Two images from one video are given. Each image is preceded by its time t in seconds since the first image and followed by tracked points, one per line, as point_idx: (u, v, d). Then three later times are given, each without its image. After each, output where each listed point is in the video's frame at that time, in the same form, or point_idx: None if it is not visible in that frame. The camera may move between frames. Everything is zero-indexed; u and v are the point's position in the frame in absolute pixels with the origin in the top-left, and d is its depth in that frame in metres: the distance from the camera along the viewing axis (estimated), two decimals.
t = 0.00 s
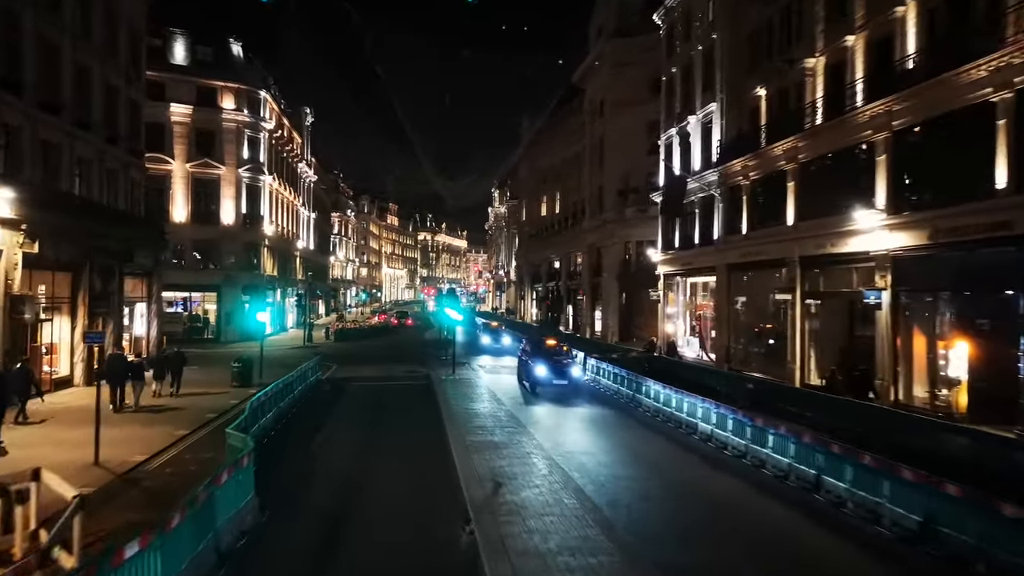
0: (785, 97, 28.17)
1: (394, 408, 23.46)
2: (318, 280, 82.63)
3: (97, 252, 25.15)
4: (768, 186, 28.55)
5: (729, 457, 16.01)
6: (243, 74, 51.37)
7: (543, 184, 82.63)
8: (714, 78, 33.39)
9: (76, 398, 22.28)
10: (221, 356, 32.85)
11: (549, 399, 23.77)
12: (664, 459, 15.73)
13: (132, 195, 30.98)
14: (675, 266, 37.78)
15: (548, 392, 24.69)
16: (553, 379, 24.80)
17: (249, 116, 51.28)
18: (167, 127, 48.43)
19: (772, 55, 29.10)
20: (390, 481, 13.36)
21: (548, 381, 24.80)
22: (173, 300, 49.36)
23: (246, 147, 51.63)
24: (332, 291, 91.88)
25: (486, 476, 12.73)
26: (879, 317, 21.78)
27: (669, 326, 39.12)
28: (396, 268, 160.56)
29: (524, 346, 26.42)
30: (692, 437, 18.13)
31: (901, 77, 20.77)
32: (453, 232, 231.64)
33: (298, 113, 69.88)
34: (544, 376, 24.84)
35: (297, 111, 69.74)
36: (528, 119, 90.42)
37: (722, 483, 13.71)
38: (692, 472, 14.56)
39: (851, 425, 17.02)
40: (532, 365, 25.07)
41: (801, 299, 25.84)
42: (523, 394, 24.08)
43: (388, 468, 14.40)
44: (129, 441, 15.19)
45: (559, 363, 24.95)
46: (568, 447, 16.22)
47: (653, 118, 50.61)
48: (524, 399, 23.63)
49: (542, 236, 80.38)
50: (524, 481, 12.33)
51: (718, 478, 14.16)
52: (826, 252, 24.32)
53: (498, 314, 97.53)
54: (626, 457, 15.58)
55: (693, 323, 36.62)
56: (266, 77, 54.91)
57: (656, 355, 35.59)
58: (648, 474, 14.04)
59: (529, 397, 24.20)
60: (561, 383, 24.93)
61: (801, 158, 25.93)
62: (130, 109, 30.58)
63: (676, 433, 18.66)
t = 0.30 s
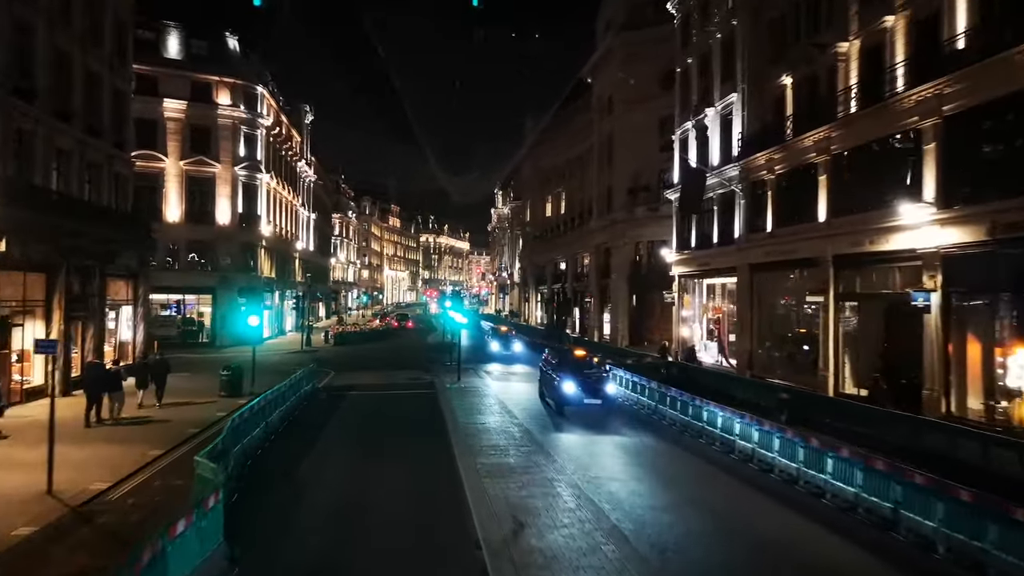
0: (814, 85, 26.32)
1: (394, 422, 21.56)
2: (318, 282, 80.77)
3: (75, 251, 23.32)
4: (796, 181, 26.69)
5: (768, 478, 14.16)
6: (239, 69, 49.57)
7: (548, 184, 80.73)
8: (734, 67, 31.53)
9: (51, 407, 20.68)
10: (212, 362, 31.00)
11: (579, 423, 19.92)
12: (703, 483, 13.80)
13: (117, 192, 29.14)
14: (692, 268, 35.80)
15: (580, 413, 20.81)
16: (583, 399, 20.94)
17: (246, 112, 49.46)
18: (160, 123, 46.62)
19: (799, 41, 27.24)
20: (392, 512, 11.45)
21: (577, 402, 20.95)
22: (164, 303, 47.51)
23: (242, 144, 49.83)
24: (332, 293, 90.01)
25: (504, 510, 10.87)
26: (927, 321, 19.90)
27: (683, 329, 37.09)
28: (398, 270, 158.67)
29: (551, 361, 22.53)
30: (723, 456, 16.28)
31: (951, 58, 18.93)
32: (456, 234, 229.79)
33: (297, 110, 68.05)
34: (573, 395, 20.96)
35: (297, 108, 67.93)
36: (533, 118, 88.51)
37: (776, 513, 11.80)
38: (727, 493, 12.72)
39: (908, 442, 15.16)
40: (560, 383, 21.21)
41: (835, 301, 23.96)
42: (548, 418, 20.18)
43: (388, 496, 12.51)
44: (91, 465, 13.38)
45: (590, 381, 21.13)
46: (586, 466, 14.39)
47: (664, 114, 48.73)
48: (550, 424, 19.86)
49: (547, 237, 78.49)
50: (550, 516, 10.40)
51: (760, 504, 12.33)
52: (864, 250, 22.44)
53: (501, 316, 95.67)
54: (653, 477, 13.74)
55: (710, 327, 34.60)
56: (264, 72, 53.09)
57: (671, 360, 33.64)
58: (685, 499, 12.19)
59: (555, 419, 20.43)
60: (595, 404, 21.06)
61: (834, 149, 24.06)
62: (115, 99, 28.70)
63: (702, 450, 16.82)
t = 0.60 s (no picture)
0: (846, 69, 24.42)
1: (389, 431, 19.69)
2: (315, 280, 78.79)
3: (45, 245, 21.40)
4: (825, 172, 24.80)
5: (810, 500, 12.38)
6: (232, 57, 47.60)
7: (551, 180, 78.74)
8: (756, 52, 29.62)
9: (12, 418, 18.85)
10: (198, 365, 29.07)
11: (621, 454, 15.44)
12: (749, 510, 11.79)
13: (96, 182, 27.19)
14: (707, 266, 33.91)
15: (620, 442, 16.39)
16: (625, 424, 16.54)
17: (239, 102, 47.50)
18: (149, 113, 44.72)
19: (829, 21, 25.33)
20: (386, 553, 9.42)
21: (617, 427, 16.49)
22: (149, 300, 45.55)
23: (235, 136, 47.88)
24: (330, 292, 88.00)
25: (524, 555, 8.92)
26: (981, 323, 18.03)
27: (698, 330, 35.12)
28: (397, 268, 156.65)
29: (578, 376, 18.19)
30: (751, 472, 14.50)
31: (1010, 31, 17.05)
32: (456, 233, 227.72)
33: (294, 103, 66.03)
34: (611, 419, 16.48)
35: (294, 101, 65.92)
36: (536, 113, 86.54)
37: (846, 553, 9.83)
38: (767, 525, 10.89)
39: (977, 462, 13.31)
40: (594, 404, 16.76)
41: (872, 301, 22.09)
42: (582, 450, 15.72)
43: (381, 529, 10.51)
44: (35, 493, 11.51)
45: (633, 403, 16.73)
46: (606, 486, 12.57)
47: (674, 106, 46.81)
48: (587, 456, 15.40)
49: (551, 234, 76.54)
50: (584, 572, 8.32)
51: (808, 532, 10.56)
52: (908, 246, 20.54)
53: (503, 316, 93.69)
54: (683, 500, 11.94)
55: (727, 328, 32.68)
56: (258, 61, 51.11)
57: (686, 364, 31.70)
58: (728, 531, 10.35)
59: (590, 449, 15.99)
60: (639, 431, 16.67)
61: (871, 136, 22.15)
62: (94, 82, 26.81)
63: (730, 464, 15.00)
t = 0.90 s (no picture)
0: (880, 47, 22.54)
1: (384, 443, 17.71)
2: (311, 280, 76.85)
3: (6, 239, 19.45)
4: (859, 159, 22.89)
5: (877, 534, 10.51)
6: (221, 46, 45.63)
7: (553, 175, 76.78)
8: (778, 33, 27.69)
9: None
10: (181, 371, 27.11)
11: (689, 511, 10.97)
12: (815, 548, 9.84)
13: (69, 173, 25.27)
14: (723, 262, 31.92)
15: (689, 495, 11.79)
16: (695, 464, 11.94)
17: (230, 93, 45.52)
18: (135, 104, 42.72)
19: None
20: None
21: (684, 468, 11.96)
22: (135, 300, 43.51)
23: (225, 128, 45.92)
24: (327, 291, 86.18)
25: None
26: None
27: (714, 330, 33.07)
28: (395, 267, 154.74)
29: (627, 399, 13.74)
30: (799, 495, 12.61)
31: None
32: (455, 232, 225.85)
33: (289, 96, 64.05)
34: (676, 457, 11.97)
35: (288, 94, 63.97)
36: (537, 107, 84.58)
37: None
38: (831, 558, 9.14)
39: None
40: (652, 436, 12.30)
41: (916, 300, 20.25)
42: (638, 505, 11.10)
43: None
44: None
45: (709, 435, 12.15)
46: (640, 518, 10.65)
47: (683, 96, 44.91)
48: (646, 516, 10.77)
49: (552, 231, 74.61)
50: None
51: None
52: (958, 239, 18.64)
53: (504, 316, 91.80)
54: (733, 536, 10.04)
55: (745, 328, 30.75)
56: (250, 51, 49.08)
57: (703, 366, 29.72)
58: None
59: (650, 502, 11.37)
60: (716, 474, 12.03)
61: (913, 119, 20.22)
62: (65, 65, 24.87)
63: (777, 486, 13.03)
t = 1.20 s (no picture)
0: (923, 20, 20.53)
1: (379, 459, 15.73)
2: (307, 279, 74.85)
3: None
4: (902, 144, 20.93)
5: None
6: (210, 34, 43.55)
7: (555, 171, 74.76)
8: (805, 10, 25.65)
9: None
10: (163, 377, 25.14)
11: None
12: None
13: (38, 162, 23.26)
14: (742, 258, 29.96)
15: (848, 492, 8.05)
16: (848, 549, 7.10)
17: (220, 83, 43.37)
18: (120, 95, 40.73)
19: None
20: None
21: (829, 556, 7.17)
22: (121, 300, 41.56)
23: (215, 121, 43.84)
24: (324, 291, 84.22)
25: None
26: None
27: (733, 330, 31.10)
28: (394, 266, 152.71)
29: (698, 435, 10.63)
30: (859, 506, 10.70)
31: None
32: (455, 231, 223.88)
33: (283, 90, 61.96)
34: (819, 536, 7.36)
35: (283, 88, 61.88)
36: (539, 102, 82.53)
37: None
38: (936, 558, 7.26)
39: None
40: (785, 507, 7.89)
41: (970, 297, 18.28)
42: (800, 536, 7.53)
43: None
44: None
45: (835, 445, 8.97)
46: (683, 562, 8.71)
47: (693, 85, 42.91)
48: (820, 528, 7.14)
49: (555, 229, 72.62)
50: None
51: None
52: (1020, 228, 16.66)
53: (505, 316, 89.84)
54: None
55: (768, 329, 28.81)
56: (242, 41, 46.78)
57: (723, 370, 27.77)
58: None
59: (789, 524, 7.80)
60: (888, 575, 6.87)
61: (967, 97, 18.20)
62: (33, 45, 22.84)
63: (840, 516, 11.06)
